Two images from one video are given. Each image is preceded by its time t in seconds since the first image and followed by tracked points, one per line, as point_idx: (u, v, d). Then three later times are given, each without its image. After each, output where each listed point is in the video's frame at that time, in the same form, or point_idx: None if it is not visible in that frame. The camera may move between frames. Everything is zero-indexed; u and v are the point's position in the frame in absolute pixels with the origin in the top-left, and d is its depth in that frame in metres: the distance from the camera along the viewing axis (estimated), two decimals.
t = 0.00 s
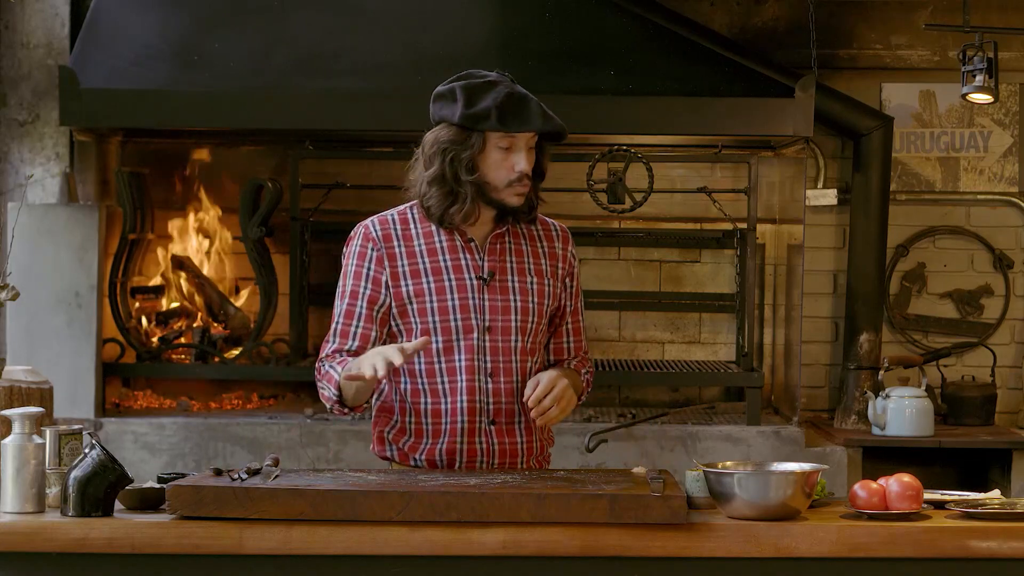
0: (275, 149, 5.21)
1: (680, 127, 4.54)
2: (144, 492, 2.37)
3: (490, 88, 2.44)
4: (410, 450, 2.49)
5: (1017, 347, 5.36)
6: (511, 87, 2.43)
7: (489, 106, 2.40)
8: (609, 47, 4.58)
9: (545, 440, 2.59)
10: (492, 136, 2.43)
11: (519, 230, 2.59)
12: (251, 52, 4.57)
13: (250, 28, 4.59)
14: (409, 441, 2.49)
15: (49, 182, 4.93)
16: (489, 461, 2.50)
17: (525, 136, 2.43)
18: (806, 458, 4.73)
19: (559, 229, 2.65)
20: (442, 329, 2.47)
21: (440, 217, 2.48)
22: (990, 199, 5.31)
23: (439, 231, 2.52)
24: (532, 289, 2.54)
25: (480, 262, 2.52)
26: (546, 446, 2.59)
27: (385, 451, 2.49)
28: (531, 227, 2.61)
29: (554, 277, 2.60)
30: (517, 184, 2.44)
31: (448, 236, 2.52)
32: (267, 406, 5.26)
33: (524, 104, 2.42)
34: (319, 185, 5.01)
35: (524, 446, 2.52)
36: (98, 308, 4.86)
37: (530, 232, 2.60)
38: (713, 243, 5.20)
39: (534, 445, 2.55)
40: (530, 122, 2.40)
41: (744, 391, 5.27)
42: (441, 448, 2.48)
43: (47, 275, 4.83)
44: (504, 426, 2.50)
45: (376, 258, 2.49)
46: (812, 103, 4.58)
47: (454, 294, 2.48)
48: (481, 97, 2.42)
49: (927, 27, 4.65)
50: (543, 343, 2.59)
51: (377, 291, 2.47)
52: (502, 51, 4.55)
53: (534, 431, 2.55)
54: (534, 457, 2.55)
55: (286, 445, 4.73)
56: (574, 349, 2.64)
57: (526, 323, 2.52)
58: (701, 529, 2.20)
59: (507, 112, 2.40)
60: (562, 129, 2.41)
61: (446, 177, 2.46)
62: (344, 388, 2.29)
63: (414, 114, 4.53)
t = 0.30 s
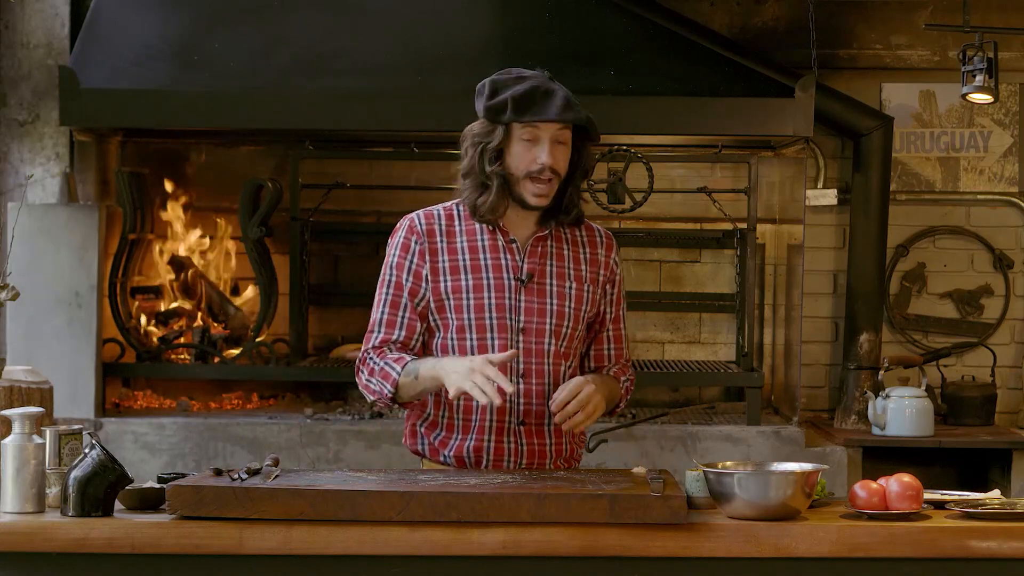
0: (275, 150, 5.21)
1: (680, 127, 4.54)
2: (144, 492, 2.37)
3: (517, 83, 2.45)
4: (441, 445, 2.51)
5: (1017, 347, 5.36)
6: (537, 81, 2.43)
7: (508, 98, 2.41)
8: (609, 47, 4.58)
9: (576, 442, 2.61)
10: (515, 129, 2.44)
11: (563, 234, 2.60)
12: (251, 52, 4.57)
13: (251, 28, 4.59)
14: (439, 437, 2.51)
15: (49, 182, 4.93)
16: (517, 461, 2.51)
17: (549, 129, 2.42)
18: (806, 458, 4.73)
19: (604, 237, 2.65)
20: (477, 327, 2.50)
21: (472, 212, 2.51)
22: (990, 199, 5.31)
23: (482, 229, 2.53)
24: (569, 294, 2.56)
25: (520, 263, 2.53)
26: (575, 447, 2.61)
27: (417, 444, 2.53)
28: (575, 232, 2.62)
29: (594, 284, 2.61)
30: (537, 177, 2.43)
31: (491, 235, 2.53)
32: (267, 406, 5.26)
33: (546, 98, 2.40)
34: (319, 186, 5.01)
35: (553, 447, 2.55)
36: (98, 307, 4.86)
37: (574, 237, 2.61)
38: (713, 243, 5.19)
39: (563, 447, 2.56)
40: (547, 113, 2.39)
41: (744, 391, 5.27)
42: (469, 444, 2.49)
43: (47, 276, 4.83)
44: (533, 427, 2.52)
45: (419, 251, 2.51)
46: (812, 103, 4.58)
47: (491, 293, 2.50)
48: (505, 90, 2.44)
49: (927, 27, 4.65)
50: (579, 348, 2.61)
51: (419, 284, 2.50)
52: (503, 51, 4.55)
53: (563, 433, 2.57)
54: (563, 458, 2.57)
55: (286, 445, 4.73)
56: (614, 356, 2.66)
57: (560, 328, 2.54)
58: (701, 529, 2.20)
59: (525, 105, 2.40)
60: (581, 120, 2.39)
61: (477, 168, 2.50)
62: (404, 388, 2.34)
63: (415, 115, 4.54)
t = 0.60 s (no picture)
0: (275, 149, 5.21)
1: (680, 127, 4.54)
2: (144, 492, 2.37)
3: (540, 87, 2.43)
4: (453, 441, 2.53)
5: (1017, 347, 5.36)
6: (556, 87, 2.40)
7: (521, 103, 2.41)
8: (609, 47, 4.58)
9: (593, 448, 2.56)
10: (531, 135, 2.44)
11: (590, 243, 2.58)
12: (251, 52, 4.57)
13: (251, 28, 4.59)
14: (452, 433, 2.54)
15: (48, 182, 4.93)
16: (523, 461, 2.50)
17: (562, 135, 2.40)
18: (806, 458, 4.73)
19: (636, 246, 2.62)
20: (490, 326, 2.51)
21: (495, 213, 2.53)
22: (990, 199, 5.31)
23: (510, 230, 2.53)
24: (588, 301, 2.55)
25: (541, 266, 2.53)
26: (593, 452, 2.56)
27: (435, 440, 2.57)
28: (603, 241, 2.59)
29: (616, 293, 2.57)
30: (549, 182, 2.43)
31: (517, 236, 2.53)
32: (267, 406, 5.25)
33: (560, 106, 2.38)
34: (320, 186, 5.01)
35: (561, 450, 2.51)
36: (98, 307, 4.86)
37: (602, 246, 2.58)
38: (713, 243, 5.18)
39: (573, 450, 2.52)
40: (555, 120, 2.37)
41: (744, 391, 5.27)
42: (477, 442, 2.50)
43: (46, 276, 4.83)
44: (541, 428, 2.50)
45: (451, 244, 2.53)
46: (812, 104, 4.58)
47: (508, 292, 2.52)
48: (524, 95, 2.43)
49: (927, 27, 4.65)
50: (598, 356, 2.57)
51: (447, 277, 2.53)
52: (503, 51, 4.55)
53: (575, 436, 2.53)
54: (574, 461, 2.53)
55: (286, 445, 4.73)
56: (640, 360, 2.53)
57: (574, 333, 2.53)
58: (701, 529, 2.20)
59: (538, 111, 2.39)
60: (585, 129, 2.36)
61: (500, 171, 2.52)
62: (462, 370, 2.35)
63: (415, 115, 4.54)
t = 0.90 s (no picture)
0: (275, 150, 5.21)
1: (679, 127, 4.54)
2: (144, 492, 2.37)
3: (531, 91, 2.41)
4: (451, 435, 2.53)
5: (1017, 347, 5.36)
6: (542, 93, 2.37)
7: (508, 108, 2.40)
8: (609, 47, 4.57)
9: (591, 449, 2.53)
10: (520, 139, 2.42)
11: (595, 244, 2.54)
12: (251, 52, 4.57)
13: (251, 28, 4.59)
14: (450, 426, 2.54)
15: (49, 182, 4.93)
16: (514, 458, 2.48)
17: (544, 142, 2.37)
18: (806, 458, 4.73)
19: (643, 249, 2.57)
20: (486, 320, 2.50)
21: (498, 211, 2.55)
22: (990, 199, 5.31)
23: (514, 227, 2.54)
24: (587, 301, 2.51)
25: (542, 263, 2.52)
26: (592, 453, 2.53)
27: (439, 433, 2.56)
28: (610, 244, 2.55)
29: (618, 296, 2.52)
30: (532, 190, 2.40)
31: (521, 233, 2.53)
32: (267, 406, 5.25)
33: (541, 111, 2.35)
34: (319, 186, 5.01)
35: (554, 449, 2.48)
36: (98, 307, 4.86)
37: (608, 248, 2.55)
38: (713, 243, 5.18)
39: (566, 449, 2.50)
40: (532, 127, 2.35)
41: (744, 391, 5.27)
42: (472, 437, 2.50)
43: (47, 276, 4.83)
44: (533, 426, 2.48)
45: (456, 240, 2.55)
46: (812, 104, 4.58)
47: (505, 288, 2.51)
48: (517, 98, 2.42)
49: (927, 27, 4.65)
50: (596, 359, 2.52)
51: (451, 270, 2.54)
52: (503, 51, 4.55)
53: (570, 436, 2.50)
54: (569, 460, 2.51)
55: (286, 445, 4.73)
56: (633, 366, 2.46)
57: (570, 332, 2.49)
58: (701, 529, 2.20)
59: (521, 116, 2.37)
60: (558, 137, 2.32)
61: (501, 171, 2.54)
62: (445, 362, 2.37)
63: (415, 115, 4.53)
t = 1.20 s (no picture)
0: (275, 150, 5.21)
1: (679, 127, 4.54)
2: (144, 492, 2.37)
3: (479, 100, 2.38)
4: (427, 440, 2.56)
5: (1017, 347, 5.36)
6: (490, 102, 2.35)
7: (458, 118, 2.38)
8: (609, 47, 4.58)
9: (566, 455, 2.54)
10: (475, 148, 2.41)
11: (566, 243, 2.54)
12: (251, 52, 4.57)
13: (251, 28, 4.59)
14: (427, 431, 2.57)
15: (48, 182, 4.93)
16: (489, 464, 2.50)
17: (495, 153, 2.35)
18: (806, 458, 4.73)
19: (617, 248, 2.57)
20: (458, 328, 2.51)
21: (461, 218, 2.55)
22: (990, 199, 5.31)
23: (479, 232, 2.53)
24: (557, 303, 2.50)
25: (510, 267, 2.51)
26: (568, 459, 2.55)
27: (414, 437, 2.59)
28: (581, 243, 2.55)
29: (590, 296, 2.52)
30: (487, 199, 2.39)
31: (485, 238, 2.53)
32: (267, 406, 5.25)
33: (488, 122, 2.33)
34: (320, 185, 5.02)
35: (528, 454, 2.50)
36: (98, 307, 4.86)
37: (579, 246, 2.55)
38: (713, 243, 5.18)
39: (541, 454, 2.52)
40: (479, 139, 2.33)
41: (744, 391, 5.27)
42: (447, 442, 2.53)
43: (46, 276, 4.83)
44: (508, 431, 2.50)
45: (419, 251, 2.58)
46: (812, 104, 4.58)
47: (475, 295, 2.50)
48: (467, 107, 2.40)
49: (927, 27, 4.65)
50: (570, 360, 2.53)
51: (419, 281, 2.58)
52: (503, 51, 4.55)
53: (544, 440, 2.52)
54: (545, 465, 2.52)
55: (286, 445, 4.73)
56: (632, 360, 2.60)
57: (542, 336, 2.49)
58: (701, 529, 2.20)
59: (468, 128, 2.35)
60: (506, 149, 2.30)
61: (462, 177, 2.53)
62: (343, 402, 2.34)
63: (415, 115, 4.53)
